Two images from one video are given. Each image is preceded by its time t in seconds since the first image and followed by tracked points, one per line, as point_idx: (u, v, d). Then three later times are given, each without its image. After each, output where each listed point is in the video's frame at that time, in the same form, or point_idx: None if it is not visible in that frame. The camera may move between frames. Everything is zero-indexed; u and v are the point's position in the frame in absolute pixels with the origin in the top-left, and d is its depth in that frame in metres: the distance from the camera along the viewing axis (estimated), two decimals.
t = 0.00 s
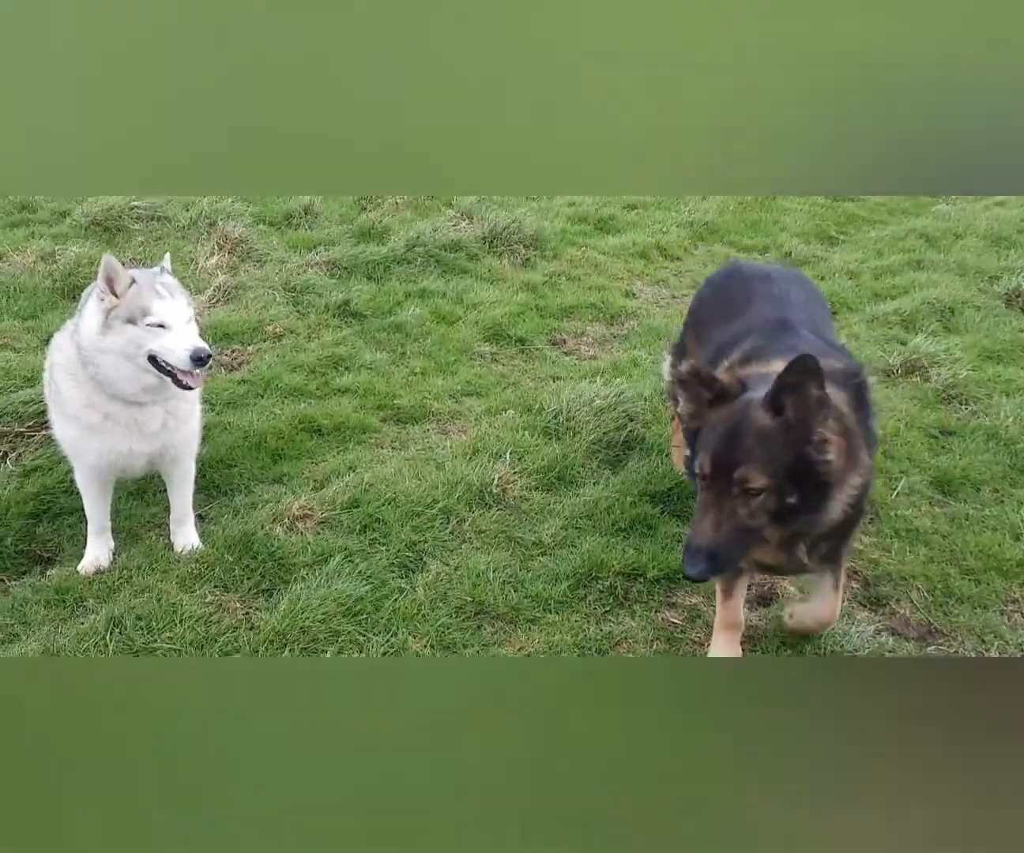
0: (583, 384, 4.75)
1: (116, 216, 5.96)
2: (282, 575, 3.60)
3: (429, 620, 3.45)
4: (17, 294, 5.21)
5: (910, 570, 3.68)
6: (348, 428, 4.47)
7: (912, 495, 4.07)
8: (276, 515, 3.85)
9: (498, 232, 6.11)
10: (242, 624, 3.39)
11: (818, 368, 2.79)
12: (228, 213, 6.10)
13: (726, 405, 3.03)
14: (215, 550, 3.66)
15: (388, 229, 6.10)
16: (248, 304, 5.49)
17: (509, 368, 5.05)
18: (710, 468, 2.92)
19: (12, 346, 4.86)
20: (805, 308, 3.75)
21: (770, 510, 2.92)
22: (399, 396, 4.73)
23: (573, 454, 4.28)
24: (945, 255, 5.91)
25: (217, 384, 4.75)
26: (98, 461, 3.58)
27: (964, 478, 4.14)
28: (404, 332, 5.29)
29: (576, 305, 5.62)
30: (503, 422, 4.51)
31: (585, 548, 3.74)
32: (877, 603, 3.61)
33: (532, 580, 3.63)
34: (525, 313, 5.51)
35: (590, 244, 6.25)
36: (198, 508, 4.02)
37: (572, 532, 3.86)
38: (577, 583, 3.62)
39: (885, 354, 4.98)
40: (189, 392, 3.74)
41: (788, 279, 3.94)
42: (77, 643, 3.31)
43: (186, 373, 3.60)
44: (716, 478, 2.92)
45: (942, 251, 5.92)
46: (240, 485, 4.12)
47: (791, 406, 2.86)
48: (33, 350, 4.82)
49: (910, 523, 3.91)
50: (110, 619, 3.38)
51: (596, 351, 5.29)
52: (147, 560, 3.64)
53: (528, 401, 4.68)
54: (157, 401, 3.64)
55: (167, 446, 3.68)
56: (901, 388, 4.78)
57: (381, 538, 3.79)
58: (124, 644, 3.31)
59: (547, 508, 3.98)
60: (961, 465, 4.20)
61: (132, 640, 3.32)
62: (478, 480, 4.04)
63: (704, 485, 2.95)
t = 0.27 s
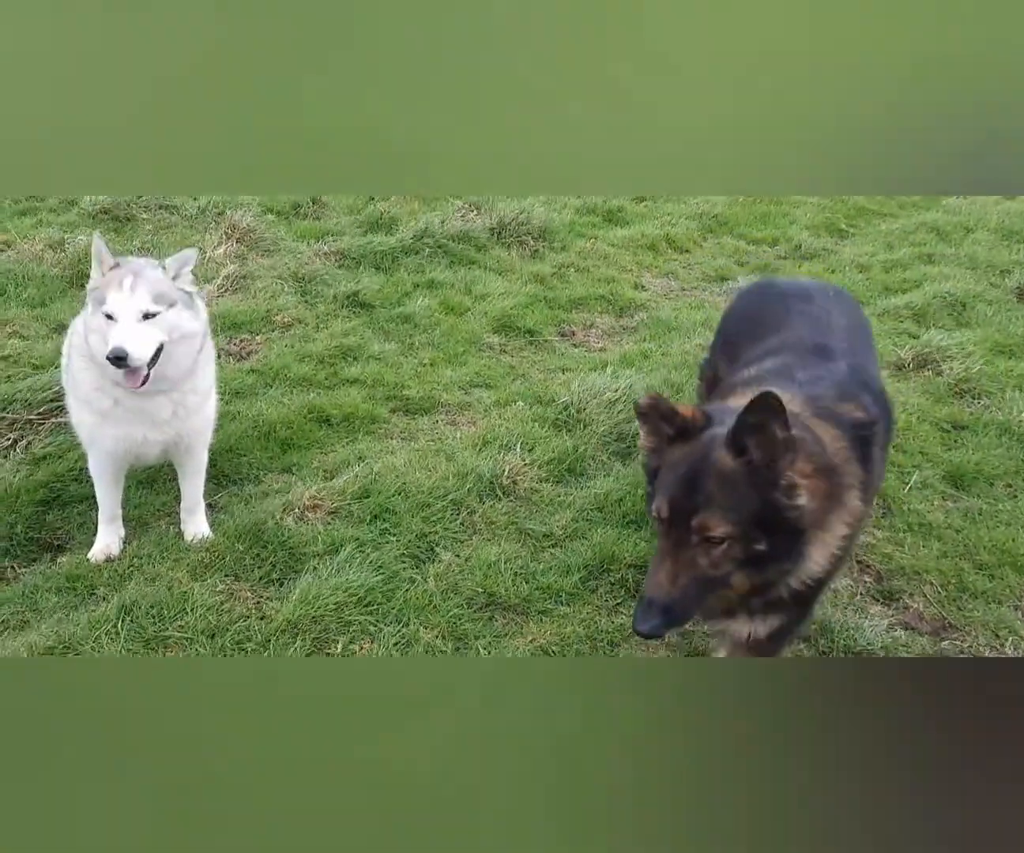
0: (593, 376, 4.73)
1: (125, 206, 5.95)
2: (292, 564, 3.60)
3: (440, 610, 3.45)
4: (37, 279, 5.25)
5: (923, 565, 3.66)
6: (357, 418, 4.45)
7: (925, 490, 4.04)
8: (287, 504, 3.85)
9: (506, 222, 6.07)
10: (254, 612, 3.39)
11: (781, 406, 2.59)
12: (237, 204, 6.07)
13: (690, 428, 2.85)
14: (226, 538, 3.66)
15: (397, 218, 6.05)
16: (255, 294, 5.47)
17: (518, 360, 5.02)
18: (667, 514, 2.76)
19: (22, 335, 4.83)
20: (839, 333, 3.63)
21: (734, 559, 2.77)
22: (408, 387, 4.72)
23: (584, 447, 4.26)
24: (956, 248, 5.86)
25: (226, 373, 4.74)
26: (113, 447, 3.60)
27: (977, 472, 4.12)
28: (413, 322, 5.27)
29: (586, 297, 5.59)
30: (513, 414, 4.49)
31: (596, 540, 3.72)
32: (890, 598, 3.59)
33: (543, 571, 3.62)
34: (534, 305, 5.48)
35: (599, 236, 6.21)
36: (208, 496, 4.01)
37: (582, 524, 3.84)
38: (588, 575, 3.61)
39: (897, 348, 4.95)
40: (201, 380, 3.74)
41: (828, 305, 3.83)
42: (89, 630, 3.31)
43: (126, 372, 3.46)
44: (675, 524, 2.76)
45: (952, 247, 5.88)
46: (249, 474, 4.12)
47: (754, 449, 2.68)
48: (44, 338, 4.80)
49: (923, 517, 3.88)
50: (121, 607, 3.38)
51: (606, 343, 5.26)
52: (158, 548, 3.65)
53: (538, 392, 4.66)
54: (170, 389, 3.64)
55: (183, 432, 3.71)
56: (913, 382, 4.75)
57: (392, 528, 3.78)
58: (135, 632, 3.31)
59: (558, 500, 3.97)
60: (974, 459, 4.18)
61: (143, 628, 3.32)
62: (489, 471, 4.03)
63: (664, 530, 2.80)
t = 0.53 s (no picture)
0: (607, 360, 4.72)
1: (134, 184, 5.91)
2: (310, 547, 3.64)
3: (459, 593, 3.49)
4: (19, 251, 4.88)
5: (941, 550, 3.68)
6: (372, 402, 4.45)
7: (942, 476, 4.04)
8: (305, 486, 3.86)
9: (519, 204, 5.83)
10: (273, 596, 3.46)
11: (749, 442, 2.44)
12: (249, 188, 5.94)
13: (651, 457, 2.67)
14: (244, 520, 3.69)
15: (406, 199, 5.93)
16: (269, 275, 5.45)
17: (531, 344, 5.00)
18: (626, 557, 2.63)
19: (37, 319, 4.68)
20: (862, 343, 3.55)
21: (703, 597, 2.67)
22: (423, 369, 4.70)
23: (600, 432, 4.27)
24: (972, 229, 5.64)
25: (241, 355, 4.75)
26: (129, 428, 3.64)
27: (996, 459, 4.10)
28: (426, 306, 5.24)
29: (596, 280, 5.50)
30: (528, 397, 4.49)
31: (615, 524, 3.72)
32: (908, 584, 3.61)
33: (561, 554, 3.63)
34: (546, 287, 5.40)
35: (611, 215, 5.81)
36: (226, 478, 4.05)
37: (600, 507, 3.84)
38: (606, 557, 3.61)
39: (915, 331, 4.90)
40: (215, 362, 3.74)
41: (861, 314, 3.76)
42: (111, 611, 3.40)
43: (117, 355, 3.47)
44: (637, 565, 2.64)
45: (969, 224, 5.63)
46: (265, 456, 4.16)
47: (718, 488, 2.55)
48: (61, 321, 4.69)
49: (942, 503, 3.88)
50: (142, 587, 3.46)
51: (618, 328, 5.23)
52: (176, 529, 3.69)
53: (552, 376, 4.65)
54: (183, 371, 3.66)
55: (200, 415, 3.73)
56: (930, 369, 4.72)
57: (409, 512, 3.79)
58: (156, 614, 3.41)
59: (574, 484, 3.96)
60: (992, 446, 4.16)
61: (164, 609, 3.41)
62: (506, 456, 4.03)
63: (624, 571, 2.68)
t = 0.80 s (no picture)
0: (627, 348, 4.61)
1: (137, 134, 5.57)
2: (331, 537, 3.89)
3: (479, 585, 3.78)
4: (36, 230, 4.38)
5: (967, 545, 3.85)
6: (390, 391, 4.38)
7: (967, 469, 4.04)
8: (325, 476, 4.08)
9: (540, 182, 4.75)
10: (294, 585, 3.78)
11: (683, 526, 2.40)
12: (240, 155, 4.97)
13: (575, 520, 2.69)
14: (265, 510, 3.98)
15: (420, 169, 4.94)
16: (285, 265, 4.92)
17: (550, 335, 4.71)
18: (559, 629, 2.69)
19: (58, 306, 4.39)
20: (857, 369, 3.68)
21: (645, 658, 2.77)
22: (441, 358, 4.63)
23: (620, 426, 4.38)
24: (994, 216, 4.59)
25: (259, 344, 4.80)
26: (149, 418, 3.94)
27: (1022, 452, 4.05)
28: (443, 294, 4.78)
29: (616, 268, 4.78)
30: (547, 386, 4.50)
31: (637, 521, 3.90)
32: (934, 580, 3.82)
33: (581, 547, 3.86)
34: (564, 276, 4.76)
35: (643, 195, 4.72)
36: (246, 467, 4.35)
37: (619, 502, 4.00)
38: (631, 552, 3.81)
39: (938, 321, 4.62)
40: (232, 357, 4.06)
41: (865, 344, 3.87)
42: (132, 598, 3.72)
43: (144, 356, 3.77)
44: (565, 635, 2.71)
45: (993, 212, 4.58)
46: (285, 445, 4.37)
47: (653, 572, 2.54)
48: (79, 306, 4.43)
49: (965, 497, 3.96)
50: (161, 577, 3.76)
51: (642, 319, 4.77)
52: (197, 518, 4.01)
53: (570, 364, 4.60)
54: (202, 366, 3.98)
55: (219, 407, 4.03)
56: (955, 359, 4.54)
57: (428, 502, 4.01)
58: (177, 601, 3.73)
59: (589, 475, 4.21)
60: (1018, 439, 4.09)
61: (186, 599, 3.73)
62: (525, 448, 4.25)
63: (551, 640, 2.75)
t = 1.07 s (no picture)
0: (673, 335, 4.52)
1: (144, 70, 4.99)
2: (381, 521, 4.13)
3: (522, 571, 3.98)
4: (83, 214, 4.34)
5: None
6: (434, 377, 4.40)
7: None
8: (373, 461, 4.23)
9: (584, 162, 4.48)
10: (346, 567, 4.04)
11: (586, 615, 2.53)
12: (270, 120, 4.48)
13: (480, 592, 2.94)
14: (314, 493, 4.18)
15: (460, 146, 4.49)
16: (330, 251, 4.61)
17: (594, 319, 4.56)
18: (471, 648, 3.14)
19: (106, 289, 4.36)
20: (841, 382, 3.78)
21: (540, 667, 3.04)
22: (484, 343, 4.48)
23: (668, 413, 4.39)
24: None
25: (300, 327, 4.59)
26: (201, 397, 4.17)
27: None
28: (487, 278, 4.57)
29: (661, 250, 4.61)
30: (592, 372, 4.46)
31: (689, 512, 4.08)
32: (994, 571, 4.10)
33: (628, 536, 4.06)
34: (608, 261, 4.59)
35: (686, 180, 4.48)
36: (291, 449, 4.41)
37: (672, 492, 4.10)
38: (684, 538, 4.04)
39: (992, 308, 4.49)
40: (281, 339, 4.24)
41: (873, 348, 3.98)
42: (188, 578, 3.99)
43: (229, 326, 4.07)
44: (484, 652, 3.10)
45: None
46: (332, 431, 4.41)
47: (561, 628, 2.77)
48: (127, 290, 4.38)
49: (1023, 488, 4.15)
50: (215, 557, 4.02)
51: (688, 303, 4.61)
52: (250, 500, 4.20)
53: (615, 351, 4.52)
54: (252, 348, 4.21)
55: (268, 391, 4.25)
56: (1010, 346, 4.40)
57: (476, 487, 4.21)
58: (230, 582, 4.00)
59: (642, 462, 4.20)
60: None
61: (239, 578, 4.01)
62: (572, 434, 4.32)
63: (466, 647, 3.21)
